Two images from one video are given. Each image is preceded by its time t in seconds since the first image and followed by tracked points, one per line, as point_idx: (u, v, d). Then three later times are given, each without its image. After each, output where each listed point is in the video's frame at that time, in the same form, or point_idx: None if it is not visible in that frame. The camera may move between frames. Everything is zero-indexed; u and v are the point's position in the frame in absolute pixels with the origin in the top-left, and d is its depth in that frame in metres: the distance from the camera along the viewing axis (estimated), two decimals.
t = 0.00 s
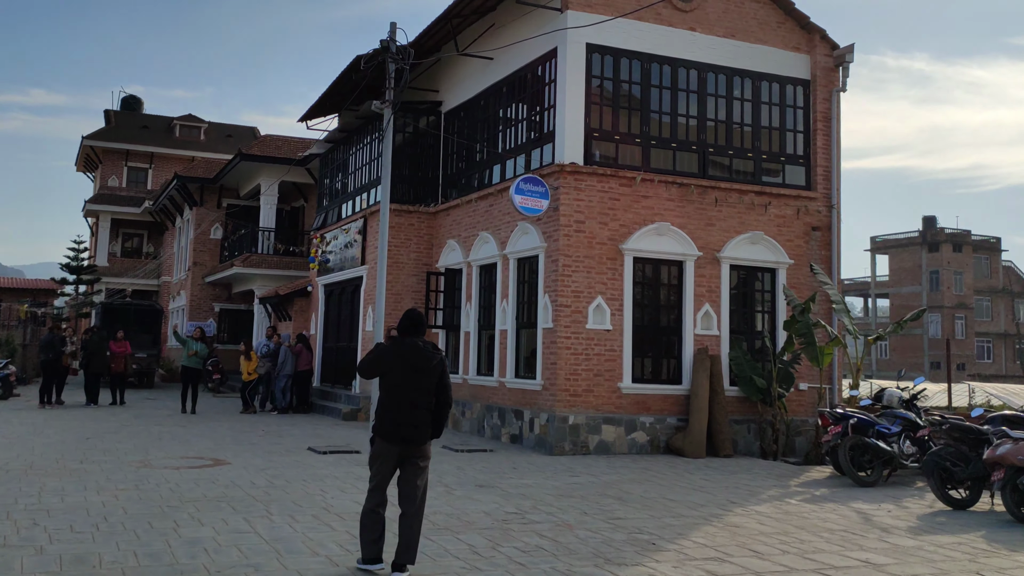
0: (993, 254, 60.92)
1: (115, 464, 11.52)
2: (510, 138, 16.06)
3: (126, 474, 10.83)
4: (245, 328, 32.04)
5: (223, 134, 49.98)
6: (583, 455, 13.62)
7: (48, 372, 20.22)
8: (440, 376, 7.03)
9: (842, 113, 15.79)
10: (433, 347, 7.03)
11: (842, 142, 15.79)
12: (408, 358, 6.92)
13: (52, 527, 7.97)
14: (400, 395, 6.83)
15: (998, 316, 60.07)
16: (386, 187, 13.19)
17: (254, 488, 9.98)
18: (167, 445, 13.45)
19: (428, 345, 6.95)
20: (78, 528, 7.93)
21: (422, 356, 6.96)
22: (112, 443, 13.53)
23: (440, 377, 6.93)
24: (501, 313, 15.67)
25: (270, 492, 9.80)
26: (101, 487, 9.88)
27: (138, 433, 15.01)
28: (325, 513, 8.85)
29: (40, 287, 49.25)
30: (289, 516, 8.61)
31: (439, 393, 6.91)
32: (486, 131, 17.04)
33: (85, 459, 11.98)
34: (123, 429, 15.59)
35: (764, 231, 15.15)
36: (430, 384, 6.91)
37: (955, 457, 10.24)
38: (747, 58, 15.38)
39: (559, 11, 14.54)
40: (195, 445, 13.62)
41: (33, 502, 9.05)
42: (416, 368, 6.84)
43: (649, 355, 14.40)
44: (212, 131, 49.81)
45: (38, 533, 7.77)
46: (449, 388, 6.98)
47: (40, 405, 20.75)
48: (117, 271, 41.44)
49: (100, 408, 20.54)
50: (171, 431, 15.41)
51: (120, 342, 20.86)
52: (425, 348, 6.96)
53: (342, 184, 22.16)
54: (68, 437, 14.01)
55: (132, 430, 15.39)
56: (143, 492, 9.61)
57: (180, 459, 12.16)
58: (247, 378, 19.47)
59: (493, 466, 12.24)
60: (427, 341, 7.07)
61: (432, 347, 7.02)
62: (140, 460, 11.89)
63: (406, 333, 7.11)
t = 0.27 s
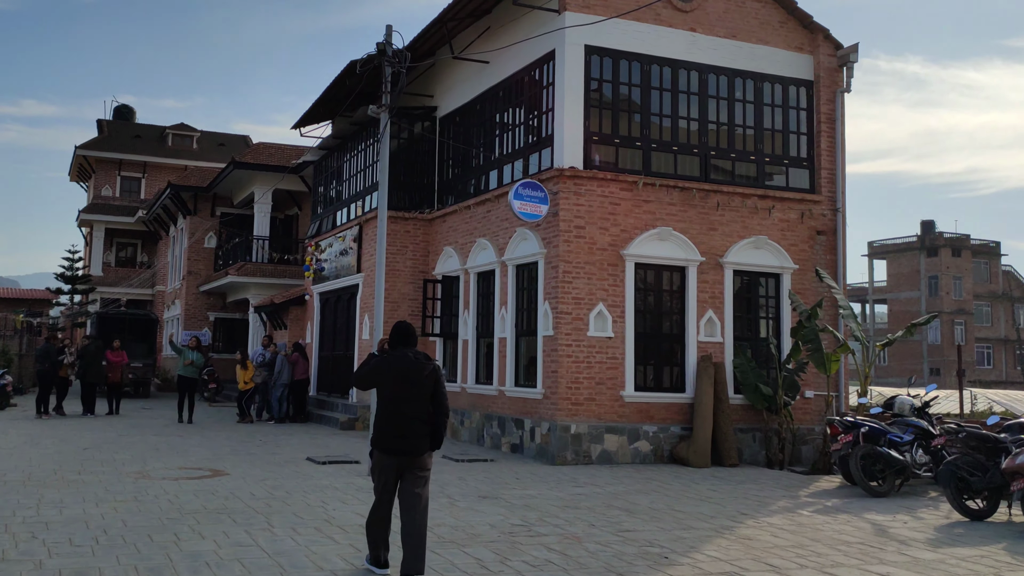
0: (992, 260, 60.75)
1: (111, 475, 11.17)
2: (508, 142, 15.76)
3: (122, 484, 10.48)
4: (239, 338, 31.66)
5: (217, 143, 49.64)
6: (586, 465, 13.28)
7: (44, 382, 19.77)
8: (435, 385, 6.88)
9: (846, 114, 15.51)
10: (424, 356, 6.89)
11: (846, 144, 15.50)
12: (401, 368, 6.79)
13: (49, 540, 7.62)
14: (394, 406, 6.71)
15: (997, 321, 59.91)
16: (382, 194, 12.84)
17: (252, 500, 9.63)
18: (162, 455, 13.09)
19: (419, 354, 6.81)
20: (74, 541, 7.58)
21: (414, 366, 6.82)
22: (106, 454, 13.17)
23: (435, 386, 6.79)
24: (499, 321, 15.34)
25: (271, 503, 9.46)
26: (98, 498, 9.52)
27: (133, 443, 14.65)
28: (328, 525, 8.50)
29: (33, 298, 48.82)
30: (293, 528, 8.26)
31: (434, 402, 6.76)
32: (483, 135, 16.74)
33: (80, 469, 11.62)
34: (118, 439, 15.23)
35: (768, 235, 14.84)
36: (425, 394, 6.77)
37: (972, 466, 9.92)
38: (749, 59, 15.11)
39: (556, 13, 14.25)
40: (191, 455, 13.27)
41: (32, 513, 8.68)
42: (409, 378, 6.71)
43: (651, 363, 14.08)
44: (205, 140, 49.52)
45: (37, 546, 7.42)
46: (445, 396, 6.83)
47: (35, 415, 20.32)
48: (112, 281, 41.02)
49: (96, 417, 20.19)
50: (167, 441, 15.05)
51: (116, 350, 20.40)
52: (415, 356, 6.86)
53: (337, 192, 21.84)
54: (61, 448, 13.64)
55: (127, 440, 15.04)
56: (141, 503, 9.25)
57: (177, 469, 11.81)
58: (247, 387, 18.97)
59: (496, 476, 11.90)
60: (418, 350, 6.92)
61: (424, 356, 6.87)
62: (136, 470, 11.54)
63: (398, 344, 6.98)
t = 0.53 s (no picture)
0: (993, 271, 60.52)
1: (103, 489, 10.74)
2: (507, 150, 15.38)
3: (114, 499, 10.05)
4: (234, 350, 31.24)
5: (213, 154, 49.38)
6: (590, 480, 12.88)
7: (37, 395, 19.29)
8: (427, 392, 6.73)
9: (853, 121, 15.17)
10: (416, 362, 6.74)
11: (854, 151, 15.15)
12: (392, 376, 6.63)
13: (37, 558, 7.19)
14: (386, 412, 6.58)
15: (1000, 333, 59.60)
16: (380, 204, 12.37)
17: (246, 516, 9.21)
18: (156, 469, 12.67)
19: (410, 360, 6.66)
20: (63, 559, 7.16)
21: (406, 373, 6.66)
22: (97, 468, 12.74)
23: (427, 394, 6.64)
24: (499, 332, 14.92)
25: (267, 520, 9.05)
26: (89, 514, 9.10)
27: (127, 457, 14.22)
28: (327, 542, 8.09)
29: (28, 310, 48.39)
30: (291, 546, 7.85)
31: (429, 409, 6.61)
32: (481, 143, 16.37)
33: (71, 483, 11.20)
34: (112, 453, 14.80)
35: (775, 244, 14.47)
36: (418, 401, 6.61)
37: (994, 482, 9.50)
38: (754, 64, 14.78)
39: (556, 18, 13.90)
40: (186, 469, 12.85)
41: (21, 530, 8.26)
42: (401, 385, 6.55)
43: (656, 375, 13.68)
44: (202, 151, 49.21)
45: (28, 563, 6.99)
46: (438, 403, 6.67)
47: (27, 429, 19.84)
48: (108, 293, 40.60)
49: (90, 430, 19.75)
50: (162, 454, 14.63)
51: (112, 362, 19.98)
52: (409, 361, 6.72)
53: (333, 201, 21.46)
54: (51, 463, 13.21)
55: (121, 454, 14.62)
56: (133, 520, 8.84)
57: (171, 484, 11.39)
58: (241, 401, 18.52)
59: (499, 491, 11.50)
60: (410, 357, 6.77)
61: (416, 363, 6.72)
62: (129, 485, 11.12)
63: (388, 351, 6.81)
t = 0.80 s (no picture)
0: (995, 276, 60.43)
1: (107, 498, 10.55)
2: (512, 154, 15.17)
3: (119, 508, 9.87)
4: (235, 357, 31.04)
5: (212, 160, 49.27)
6: (598, 487, 12.68)
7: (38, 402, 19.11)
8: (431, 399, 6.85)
9: (863, 123, 15.02)
10: (421, 369, 6.85)
11: (864, 153, 14.99)
12: (399, 381, 6.70)
13: (42, 569, 7.00)
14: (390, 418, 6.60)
15: (1002, 337, 59.48)
16: (386, 206, 12.02)
17: (253, 526, 9.02)
18: (160, 477, 12.48)
19: (418, 366, 6.77)
20: (72, 569, 6.96)
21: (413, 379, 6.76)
22: (100, 476, 12.54)
23: (434, 399, 6.75)
24: (504, 337, 14.63)
25: (274, 530, 8.86)
26: (95, 523, 8.91)
27: (130, 464, 14.03)
28: (336, 552, 7.90)
29: (27, 317, 48.19)
30: (301, 556, 7.67)
31: (435, 415, 6.72)
32: (485, 146, 16.13)
33: (74, 492, 11.01)
34: (115, 460, 14.61)
35: (784, 248, 14.30)
36: (424, 406, 6.72)
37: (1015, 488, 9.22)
38: (762, 66, 14.64)
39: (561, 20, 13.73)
40: (190, 477, 12.65)
41: (25, 540, 8.08)
42: (410, 390, 6.64)
43: (663, 381, 13.48)
44: (201, 157, 49.07)
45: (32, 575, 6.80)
46: (443, 409, 6.80)
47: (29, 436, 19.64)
48: (108, 300, 40.40)
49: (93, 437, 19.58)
50: (166, 462, 14.44)
51: (115, 369, 19.89)
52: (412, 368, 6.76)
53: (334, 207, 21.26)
54: (53, 471, 13.02)
55: (124, 461, 14.42)
56: (140, 529, 8.66)
57: (175, 492, 11.20)
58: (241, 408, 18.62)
59: (507, 499, 11.31)
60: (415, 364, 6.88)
61: (421, 370, 6.84)
62: (134, 493, 10.94)
63: (392, 358, 6.88)
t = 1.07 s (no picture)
0: (997, 283, 60.33)
1: (105, 495, 10.36)
2: (521, 151, 15.03)
3: (117, 505, 9.68)
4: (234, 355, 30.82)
5: (213, 157, 49.07)
6: (604, 490, 12.49)
7: (33, 398, 18.86)
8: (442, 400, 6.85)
9: (879, 123, 14.89)
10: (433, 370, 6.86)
11: (880, 153, 14.85)
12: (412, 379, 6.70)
13: (38, 567, 6.81)
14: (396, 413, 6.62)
15: (1003, 345, 59.38)
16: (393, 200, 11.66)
17: (256, 525, 8.84)
18: (159, 475, 12.29)
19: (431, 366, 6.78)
20: (67, 570, 6.76)
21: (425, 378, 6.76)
22: (98, 473, 12.34)
23: (445, 399, 6.75)
24: (510, 338, 14.42)
25: (277, 528, 8.67)
26: (93, 521, 8.72)
27: (128, 461, 13.84)
28: (341, 554, 7.71)
29: (25, 313, 47.94)
30: (304, 558, 7.46)
31: (445, 415, 6.71)
32: (494, 143, 15.97)
33: (72, 488, 10.82)
34: (113, 457, 14.40)
35: (797, 249, 14.16)
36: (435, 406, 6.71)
37: None
38: (778, 63, 14.50)
39: (575, 13, 13.65)
40: (190, 475, 12.47)
41: (20, 538, 7.86)
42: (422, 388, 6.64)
43: (672, 384, 13.31)
44: (202, 154, 48.85)
45: (27, 573, 6.60)
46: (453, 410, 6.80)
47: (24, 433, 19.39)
48: (107, 296, 40.16)
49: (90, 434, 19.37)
50: (165, 459, 14.24)
51: (113, 365, 19.64)
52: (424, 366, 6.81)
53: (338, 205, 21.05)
54: (51, 467, 12.81)
55: (121, 458, 14.22)
56: (139, 528, 8.46)
57: (175, 490, 11.00)
58: (241, 406, 18.35)
59: (513, 501, 11.13)
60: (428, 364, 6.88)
61: (434, 370, 6.84)
62: (133, 491, 10.73)
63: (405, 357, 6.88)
